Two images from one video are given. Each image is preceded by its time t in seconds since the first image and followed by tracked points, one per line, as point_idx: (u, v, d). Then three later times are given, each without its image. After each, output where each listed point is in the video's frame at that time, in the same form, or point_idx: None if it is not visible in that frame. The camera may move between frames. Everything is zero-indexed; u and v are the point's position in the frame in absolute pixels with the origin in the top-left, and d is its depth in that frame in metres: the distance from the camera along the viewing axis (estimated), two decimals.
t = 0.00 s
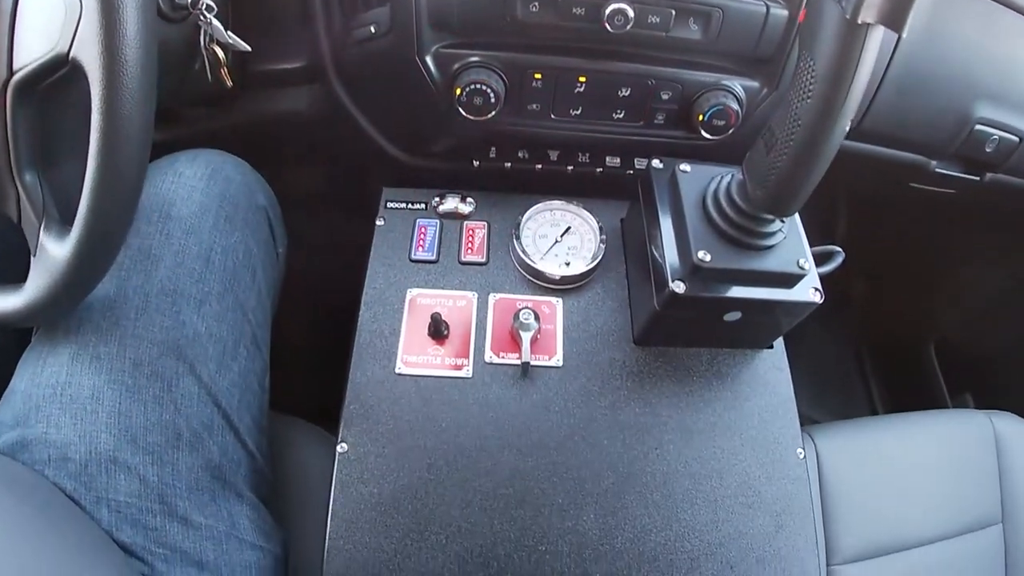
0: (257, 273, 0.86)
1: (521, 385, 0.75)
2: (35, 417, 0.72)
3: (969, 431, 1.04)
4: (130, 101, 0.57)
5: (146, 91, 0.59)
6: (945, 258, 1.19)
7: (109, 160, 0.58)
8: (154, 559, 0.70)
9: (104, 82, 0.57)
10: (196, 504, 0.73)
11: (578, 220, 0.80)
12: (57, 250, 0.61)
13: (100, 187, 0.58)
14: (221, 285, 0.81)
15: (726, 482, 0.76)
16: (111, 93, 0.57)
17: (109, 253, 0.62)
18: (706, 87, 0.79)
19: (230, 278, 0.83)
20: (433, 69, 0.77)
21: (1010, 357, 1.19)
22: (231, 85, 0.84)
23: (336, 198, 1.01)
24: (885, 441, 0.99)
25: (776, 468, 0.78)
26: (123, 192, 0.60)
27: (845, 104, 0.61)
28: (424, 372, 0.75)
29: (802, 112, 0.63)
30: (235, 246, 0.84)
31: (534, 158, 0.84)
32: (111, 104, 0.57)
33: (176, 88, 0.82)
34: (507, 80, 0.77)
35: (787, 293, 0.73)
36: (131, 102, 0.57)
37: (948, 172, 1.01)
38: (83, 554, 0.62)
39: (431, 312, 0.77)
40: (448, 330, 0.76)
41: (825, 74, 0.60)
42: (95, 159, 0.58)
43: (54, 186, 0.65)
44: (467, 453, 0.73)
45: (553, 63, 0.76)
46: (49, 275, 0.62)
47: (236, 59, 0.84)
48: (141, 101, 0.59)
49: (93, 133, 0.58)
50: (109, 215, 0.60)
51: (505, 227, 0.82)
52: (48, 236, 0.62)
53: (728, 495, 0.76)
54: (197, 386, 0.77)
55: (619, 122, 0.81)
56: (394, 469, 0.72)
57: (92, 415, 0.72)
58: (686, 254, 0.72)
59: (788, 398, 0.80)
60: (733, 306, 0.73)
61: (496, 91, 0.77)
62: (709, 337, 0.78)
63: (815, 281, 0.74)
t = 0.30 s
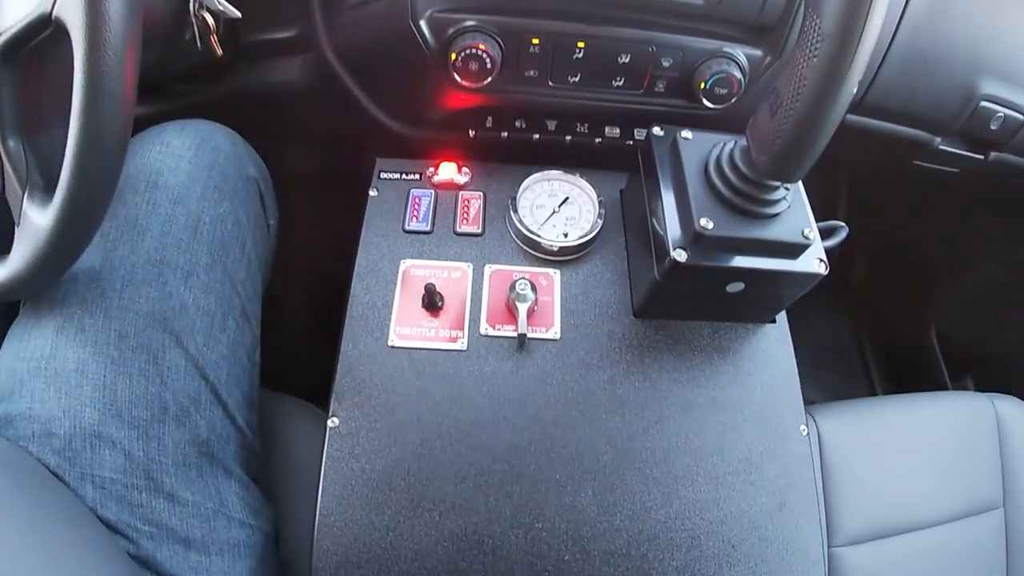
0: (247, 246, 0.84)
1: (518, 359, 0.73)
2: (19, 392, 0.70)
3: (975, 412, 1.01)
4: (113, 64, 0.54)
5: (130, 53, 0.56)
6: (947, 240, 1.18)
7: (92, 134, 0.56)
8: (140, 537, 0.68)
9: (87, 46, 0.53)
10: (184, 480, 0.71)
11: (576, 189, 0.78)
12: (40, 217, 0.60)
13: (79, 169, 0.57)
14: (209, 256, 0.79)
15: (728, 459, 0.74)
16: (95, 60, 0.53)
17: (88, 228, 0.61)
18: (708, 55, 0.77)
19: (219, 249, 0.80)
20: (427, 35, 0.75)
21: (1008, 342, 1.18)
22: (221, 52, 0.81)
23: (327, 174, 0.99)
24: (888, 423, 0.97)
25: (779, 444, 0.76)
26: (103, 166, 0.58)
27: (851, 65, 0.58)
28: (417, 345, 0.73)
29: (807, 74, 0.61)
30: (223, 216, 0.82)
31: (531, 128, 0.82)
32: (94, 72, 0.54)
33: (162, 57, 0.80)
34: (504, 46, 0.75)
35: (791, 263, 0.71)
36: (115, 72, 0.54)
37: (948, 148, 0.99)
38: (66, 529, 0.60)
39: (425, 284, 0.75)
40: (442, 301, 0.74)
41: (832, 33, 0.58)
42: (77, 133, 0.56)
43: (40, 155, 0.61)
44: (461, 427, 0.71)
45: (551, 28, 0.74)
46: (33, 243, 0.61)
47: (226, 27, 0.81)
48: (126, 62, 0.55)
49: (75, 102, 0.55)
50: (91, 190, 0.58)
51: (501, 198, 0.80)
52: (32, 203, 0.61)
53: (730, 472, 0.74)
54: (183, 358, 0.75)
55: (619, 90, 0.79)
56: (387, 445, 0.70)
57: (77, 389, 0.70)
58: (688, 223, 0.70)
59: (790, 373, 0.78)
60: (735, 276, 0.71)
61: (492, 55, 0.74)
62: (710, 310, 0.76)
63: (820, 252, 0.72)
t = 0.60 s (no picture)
0: (239, 222, 0.82)
1: (514, 334, 0.71)
2: (4, 369, 0.68)
3: (979, 396, 1.00)
4: (100, 23, 0.53)
5: (116, 18, 0.54)
6: (949, 226, 1.15)
7: (77, 102, 0.54)
8: (127, 518, 0.66)
9: (71, 11, 0.52)
10: (172, 459, 0.70)
11: (575, 163, 0.76)
12: (26, 189, 0.57)
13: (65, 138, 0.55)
14: (199, 231, 0.78)
15: (730, 437, 0.72)
16: (79, 24, 0.52)
17: (76, 199, 0.58)
18: (709, 26, 0.75)
19: (209, 223, 0.79)
20: (422, 6, 0.72)
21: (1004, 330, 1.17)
22: (210, 24, 0.79)
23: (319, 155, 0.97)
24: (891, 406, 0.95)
25: (781, 423, 0.74)
26: (88, 135, 0.56)
27: (857, 27, 0.57)
28: (411, 321, 0.71)
29: (812, 37, 0.59)
30: (214, 191, 0.80)
31: (528, 102, 0.80)
32: (78, 37, 0.53)
33: (151, 32, 0.78)
34: (500, 16, 0.73)
35: (794, 238, 0.70)
36: (101, 37, 0.53)
37: (953, 130, 0.96)
38: (43, 510, 0.58)
39: (419, 258, 0.73)
40: (437, 276, 0.72)
41: None
42: (61, 102, 0.54)
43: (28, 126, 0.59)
44: (456, 404, 0.69)
45: None
46: (19, 217, 0.58)
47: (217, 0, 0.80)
48: (112, 25, 0.54)
49: (59, 68, 0.53)
50: (75, 165, 0.56)
51: (498, 172, 0.78)
52: (16, 176, 0.58)
53: (731, 451, 0.72)
54: (172, 334, 0.73)
55: (618, 63, 0.77)
56: (381, 422, 0.69)
57: (63, 366, 0.68)
58: (689, 194, 0.68)
59: (792, 351, 0.76)
60: (736, 250, 0.70)
61: (488, 26, 0.73)
62: (710, 286, 0.74)
63: (823, 226, 0.71)
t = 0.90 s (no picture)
0: (228, 198, 0.81)
1: (507, 310, 0.70)
2: None
3: (982, 380, 0.98)
4: None
5: None
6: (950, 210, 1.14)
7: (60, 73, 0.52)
8: (113, 498, 0.65)
9: None
10: (159, 438, 0.68)
11: (570, 137, 0.75)
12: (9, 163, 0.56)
13: (49, 112, 0.53)
14: (187, 206, 0.76)
15: (729, 414, 0.71)
16: None
17: (61, 170, 0.57)
18: None
19: (197, 199, 0.77)
20: None
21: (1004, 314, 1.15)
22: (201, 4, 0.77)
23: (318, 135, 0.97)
24: (891, 388, 0.94)
25: (781, 402, 0.73)
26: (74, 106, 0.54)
27: None
28: (402, 296, 0.69)
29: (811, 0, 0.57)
30: (203, 166, 0.79)
31: (522, 76, 0.79)
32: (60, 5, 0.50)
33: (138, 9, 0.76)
34: None
35: (793, 210, 0.68)
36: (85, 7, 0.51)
37: (953, 111, 0.94)
38: (12, 490, 0.56)
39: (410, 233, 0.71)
40: (429, 250, 0.70)
41: None
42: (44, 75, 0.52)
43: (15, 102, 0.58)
44: (448, 380, 0.68)
45: None
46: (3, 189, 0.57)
47: None
48: None
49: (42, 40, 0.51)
50: (59, 138, 0.54)
51: (491, 146, 0.77)
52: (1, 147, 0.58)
53: (730, 429, 0.71)
54: (159, 310, 0.72)
55: (613, 35, 0.75)
56: (371, 399, 0.67)
57: (49, 343, 0.67)
58: (686, 164, 0.67)
59: (791, 327, 0.75)
60: (733, 221, 0.68)
61: None
62: (708, 260, 0.73)
63: (824, 199, 0.69)
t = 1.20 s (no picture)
0: (220, 178, 0.80)
1: (503, 289, 0.69)
2: None
3: (983, 366, 0.97)
4: None
5: None
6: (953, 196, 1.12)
7: (49, 42, 0.51)
8: (103, 481, 0.64)
9: None
10: (150, 420, 0.67)
11: (567, 115, 0.74)
12: None
13: (39, 80, 0.52)
14: (179, 185, 0.75)
15: (728, 395, 0.70)
16: None
17: (52, 147, 0.56)
18: None
19: (189, 179, 0.76)
20: None
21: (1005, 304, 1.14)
22: None
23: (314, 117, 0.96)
24: (893, 373, 0.93)
25: (780, 383, 0.72)
26: (62, 76, 0.53)
27: None
28: (396, 275, 0.68)
29: None
30: (195, 146, 0.78)
31: (519, 53, 0.78)
32: None
33: None
34: None
35: (794, 187, 0.67)
36: None
37: (954, 92, 0.93)
38: None
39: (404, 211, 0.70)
40: (423, 229, 0.69)
41: None
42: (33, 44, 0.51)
43: None
44: (442, 360, 0.67)
45: None
46: None
47: None
48: None
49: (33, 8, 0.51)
50: (48, 109, 0.54)
51: (487, 125, 0.76)
52: None
53: (728, 410, 0.70)
54: (149, 291, 0.71)
55: (611, 11, 0.74)
56: (364, 379, 0.66)
57: (38, 324, 0.66)
58: (684, 139, 0.66)
59: (792, 309, 0.74)
60: (732, 198, 0.67)
61: None
62: (706, 239, 0.72)
63: (824, 177, 0.68)
